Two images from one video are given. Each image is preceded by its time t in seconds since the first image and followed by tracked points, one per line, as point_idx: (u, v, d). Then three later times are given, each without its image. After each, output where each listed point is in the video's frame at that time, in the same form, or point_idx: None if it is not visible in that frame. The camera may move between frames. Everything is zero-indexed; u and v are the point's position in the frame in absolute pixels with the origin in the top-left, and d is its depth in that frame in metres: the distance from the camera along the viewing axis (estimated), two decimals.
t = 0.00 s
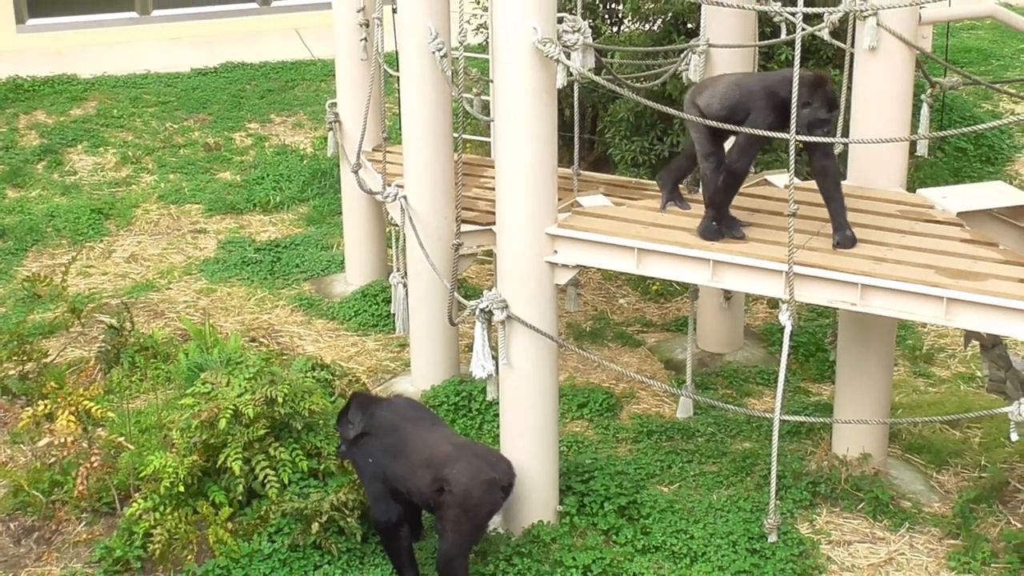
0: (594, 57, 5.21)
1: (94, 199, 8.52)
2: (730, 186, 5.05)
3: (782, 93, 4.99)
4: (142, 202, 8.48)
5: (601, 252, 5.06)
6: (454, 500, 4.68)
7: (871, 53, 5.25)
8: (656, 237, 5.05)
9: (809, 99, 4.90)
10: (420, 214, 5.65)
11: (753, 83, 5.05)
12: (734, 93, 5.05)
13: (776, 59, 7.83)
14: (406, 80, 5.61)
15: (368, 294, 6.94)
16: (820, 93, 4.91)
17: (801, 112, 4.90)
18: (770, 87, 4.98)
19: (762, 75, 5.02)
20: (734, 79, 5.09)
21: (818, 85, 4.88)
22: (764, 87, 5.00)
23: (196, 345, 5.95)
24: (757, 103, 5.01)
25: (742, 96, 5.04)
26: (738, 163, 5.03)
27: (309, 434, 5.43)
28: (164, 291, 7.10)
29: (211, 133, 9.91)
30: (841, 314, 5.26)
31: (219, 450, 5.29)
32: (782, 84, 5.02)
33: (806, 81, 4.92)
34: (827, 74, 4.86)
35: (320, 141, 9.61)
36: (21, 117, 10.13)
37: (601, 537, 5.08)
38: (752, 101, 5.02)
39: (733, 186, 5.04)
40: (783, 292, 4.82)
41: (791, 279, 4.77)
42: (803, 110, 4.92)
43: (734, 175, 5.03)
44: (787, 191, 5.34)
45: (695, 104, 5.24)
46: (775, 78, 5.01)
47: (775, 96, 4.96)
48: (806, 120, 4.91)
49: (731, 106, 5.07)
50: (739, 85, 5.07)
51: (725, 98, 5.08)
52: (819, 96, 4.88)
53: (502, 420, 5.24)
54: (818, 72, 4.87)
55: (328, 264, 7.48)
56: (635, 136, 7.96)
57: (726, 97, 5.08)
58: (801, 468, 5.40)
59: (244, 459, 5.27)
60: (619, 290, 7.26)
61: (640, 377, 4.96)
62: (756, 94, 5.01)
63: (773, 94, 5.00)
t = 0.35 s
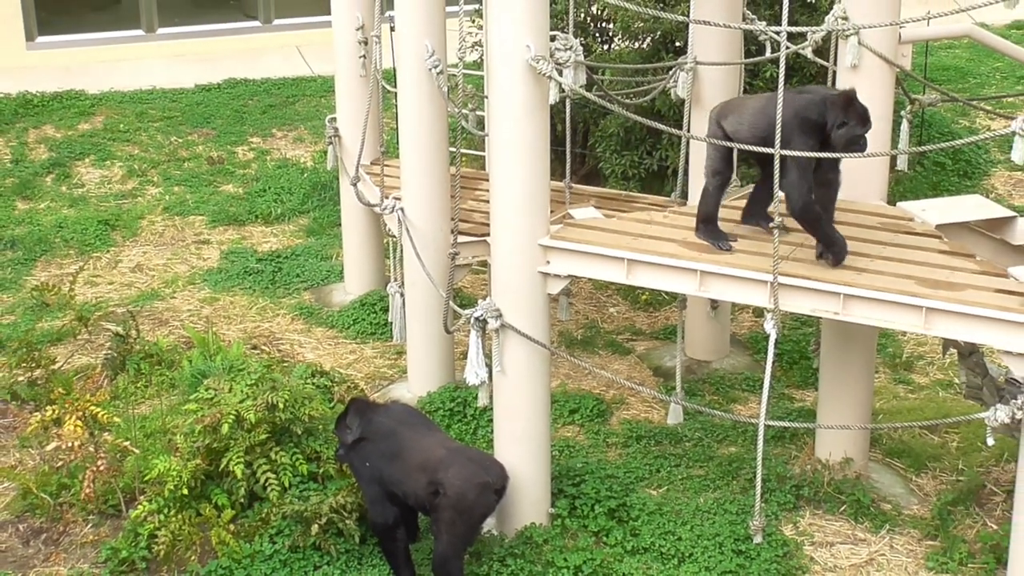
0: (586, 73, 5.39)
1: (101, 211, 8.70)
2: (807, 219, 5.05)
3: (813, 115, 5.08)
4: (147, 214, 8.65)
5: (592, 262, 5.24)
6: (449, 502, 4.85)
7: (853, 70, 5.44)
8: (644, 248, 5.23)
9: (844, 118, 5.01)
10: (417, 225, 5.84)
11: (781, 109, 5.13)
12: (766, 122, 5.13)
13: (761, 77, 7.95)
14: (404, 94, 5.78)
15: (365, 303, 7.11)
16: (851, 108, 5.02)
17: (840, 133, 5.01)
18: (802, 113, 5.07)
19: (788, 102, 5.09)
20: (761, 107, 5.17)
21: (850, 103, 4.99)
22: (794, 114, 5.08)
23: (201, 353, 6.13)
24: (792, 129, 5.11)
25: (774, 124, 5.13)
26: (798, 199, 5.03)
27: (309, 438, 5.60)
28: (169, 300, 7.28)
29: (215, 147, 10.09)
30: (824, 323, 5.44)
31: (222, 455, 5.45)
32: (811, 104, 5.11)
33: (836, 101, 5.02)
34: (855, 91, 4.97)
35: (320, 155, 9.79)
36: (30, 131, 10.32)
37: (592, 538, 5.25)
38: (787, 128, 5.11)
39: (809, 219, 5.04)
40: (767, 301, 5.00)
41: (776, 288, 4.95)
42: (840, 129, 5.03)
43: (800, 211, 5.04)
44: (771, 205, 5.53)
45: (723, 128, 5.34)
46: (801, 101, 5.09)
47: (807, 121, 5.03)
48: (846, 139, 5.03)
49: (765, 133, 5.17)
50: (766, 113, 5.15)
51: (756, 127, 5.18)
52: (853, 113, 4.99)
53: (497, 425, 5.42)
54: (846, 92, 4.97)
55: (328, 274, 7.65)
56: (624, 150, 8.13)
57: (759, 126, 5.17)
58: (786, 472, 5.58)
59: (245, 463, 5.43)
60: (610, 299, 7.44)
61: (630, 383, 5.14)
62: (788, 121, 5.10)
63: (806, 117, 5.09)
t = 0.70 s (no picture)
0: (571, 73, 5.47)
1: (92, 208, 8.76)
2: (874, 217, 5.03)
3: (851, 115, 5.00)
4: (138, 211, 8.71)
5: (577, 259, 5.32)
6: (436, 496, 4.92)
7: (834, 70, 5.56)
8: (629, 246, 5.31)
9: (881, 115, 4.91)
10: (404, 223, 5.90)
11: (819, 110, 5.06)
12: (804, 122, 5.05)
13: (744, 76, 8.05)
14: (391, 93, 5.85)
15: (354, 300, 7.19)
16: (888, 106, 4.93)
17: (876, 129, 4.90)
18: (840, 113, 4.99)
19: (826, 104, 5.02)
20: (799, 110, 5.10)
21: (885, 98, 4.90)
22: (833, 114, 5.01)
23: (191, 348, 6.19)
24: (831, 129, 5.02)
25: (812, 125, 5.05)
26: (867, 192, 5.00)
27: (297, 433, 5.64)
28: (159, 296, 7.34)
29: (205, 145, 10.16)
30: (806, 319, 5.52)
31: (212, 449, 5.49)
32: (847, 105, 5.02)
33: (873, 98, 4.93)
34: (889, 87, 4.88)
35: (309, 153, 9.86)
36: (22, 129, 10.37)
37: (577, 531, 5.32)
38: (826, 128, 5.03)
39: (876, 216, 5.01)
40: (749, 297, 5.09)
41: (757, 285, 5.04)
42: (877, 126, 4.92)
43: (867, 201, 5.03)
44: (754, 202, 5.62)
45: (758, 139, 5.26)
46: (839, 103, 5.02)
47: (846, 120, 4.95)
48: (884, 135, 4.91)
49: (804, 136, 5.08)
50: (805, 119, 5.07)
51: (796, 134, 5.08)
52: (890, 108, 4.89)
53: (484, 420, 5.49)
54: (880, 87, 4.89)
55: (317, 271, 7.72)
56: (609, 149, 8.21)
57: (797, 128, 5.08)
58: (768, 466, 5.67)
59: (235, 458, 5.48)
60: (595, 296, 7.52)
61: (615, 379, 5.22)
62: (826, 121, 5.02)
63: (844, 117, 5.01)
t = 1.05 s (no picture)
0: (550, 80, 5.47)
1: (69, 217, 8.73)
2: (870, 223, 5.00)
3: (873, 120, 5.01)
4: (116, 220, 8.68)
5: (557, 266, 5.32)
6: (416, 503, 4.92)
7: (811, 75, 5.58)
8: (609, 252, 5.32)
9: (901, 120, 4.92)
10: (383, 230, 5.90)
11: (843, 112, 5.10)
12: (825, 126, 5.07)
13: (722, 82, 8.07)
14: (369, 100, 5.85)
15: (334, 307, 7.18)
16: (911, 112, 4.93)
17: (893, 133, 4.91)
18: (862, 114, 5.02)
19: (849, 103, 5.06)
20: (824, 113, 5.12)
21: (907, 104, 4.90)
22: (855, 115, 5.05)
23: (170, 357, 6.17)
24: (850, 131, 5.05)
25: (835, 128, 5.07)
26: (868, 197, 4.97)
27: (277, 441, 5.65)
28: (138, 304, 7.32)
29: (183, 153, 10.13)
30: (785, 324, 5.54)
31: (192, 458, 5.48)
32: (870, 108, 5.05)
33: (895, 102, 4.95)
34: (914, 95, 4.90)
35: (288, 160, 9.84)
36: None
37: (557, 538, 5.32)
38: (846, 129, 5.06)
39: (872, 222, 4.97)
40: (729, 303, 5.10)
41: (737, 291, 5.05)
42: (897, 131, 4.93)
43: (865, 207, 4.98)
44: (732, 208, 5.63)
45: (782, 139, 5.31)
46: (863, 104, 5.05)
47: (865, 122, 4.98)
48: (900, 140, 4.91)
49: (824, 136, 5.12)
50: (828, 117, 5.12)
51: (816, 132, 5.13)
52: (910, 114, 4.89)
53: (464, 427, 5.49)
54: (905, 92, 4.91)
55: (296, 278, 7.70)
56: (588, 155, 8.23)
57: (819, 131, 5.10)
58: (748, 471, 5.68)
59: (215, 466, 5.47)
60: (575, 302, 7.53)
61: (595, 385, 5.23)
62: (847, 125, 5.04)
63: (865, 120, 5.03)
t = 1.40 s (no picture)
0: (526, 81, 5.48)
1: (44, 220, 8.70)
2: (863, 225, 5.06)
3: (898, 122, 5.05)
4: (91, 222, 8.66)
5: (534, 267, 5.33)
6: (394, 505, 4.91)
7: (787, 77, 5.59)
8: (585, 253, 5.32)
9: (929, 114, 4.94)
10: (360, 231, 5.89)
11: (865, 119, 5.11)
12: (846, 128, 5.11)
13: (698, 83, 8.09)
14: (345, 102, 5.84)
15: (310, 309, 7.17)
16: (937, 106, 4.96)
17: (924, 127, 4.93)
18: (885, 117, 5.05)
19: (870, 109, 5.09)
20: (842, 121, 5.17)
21: (933, 97, 4.94)
22: (877, 119, 5.07)
23: (147, 359, 6.15)
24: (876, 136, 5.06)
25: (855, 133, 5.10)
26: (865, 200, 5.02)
27: (254, 443, 5.64)
28: (113, 307, 7.30)
29: (159, 156, 10.11)
30: (762, 325, 5.55)
31: (168, 460, 5.46)
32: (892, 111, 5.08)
33: (920, 99, 4.99)
34: (937, 87, 4.95)
35: (264, 163, 9.83)
36: None
37: (535, 539, 5.32)
38: (870, 136, 5.06)
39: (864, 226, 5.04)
40: (705, 303, 5.12)
41: (712, 292, 5.07)
42: (926, 126, 4.95)
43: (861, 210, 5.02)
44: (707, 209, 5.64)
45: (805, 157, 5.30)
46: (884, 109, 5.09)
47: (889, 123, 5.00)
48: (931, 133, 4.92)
49: (849, 143, 5.11)
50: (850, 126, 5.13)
51: (840, 142, 5.13)
52: (938, 107, 4.93)
53: (441, 428, 5.49)
54: (928, 87, 4.96)
55: (273, 281, 7.69)
56: (565, 156, 8.23)
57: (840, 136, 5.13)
58: (725, 472, 5.69)
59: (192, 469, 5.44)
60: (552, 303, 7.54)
61: (572, 386, 5.24)
62: (869, 126, 5.08)
63: (889, 123, 5.05)
